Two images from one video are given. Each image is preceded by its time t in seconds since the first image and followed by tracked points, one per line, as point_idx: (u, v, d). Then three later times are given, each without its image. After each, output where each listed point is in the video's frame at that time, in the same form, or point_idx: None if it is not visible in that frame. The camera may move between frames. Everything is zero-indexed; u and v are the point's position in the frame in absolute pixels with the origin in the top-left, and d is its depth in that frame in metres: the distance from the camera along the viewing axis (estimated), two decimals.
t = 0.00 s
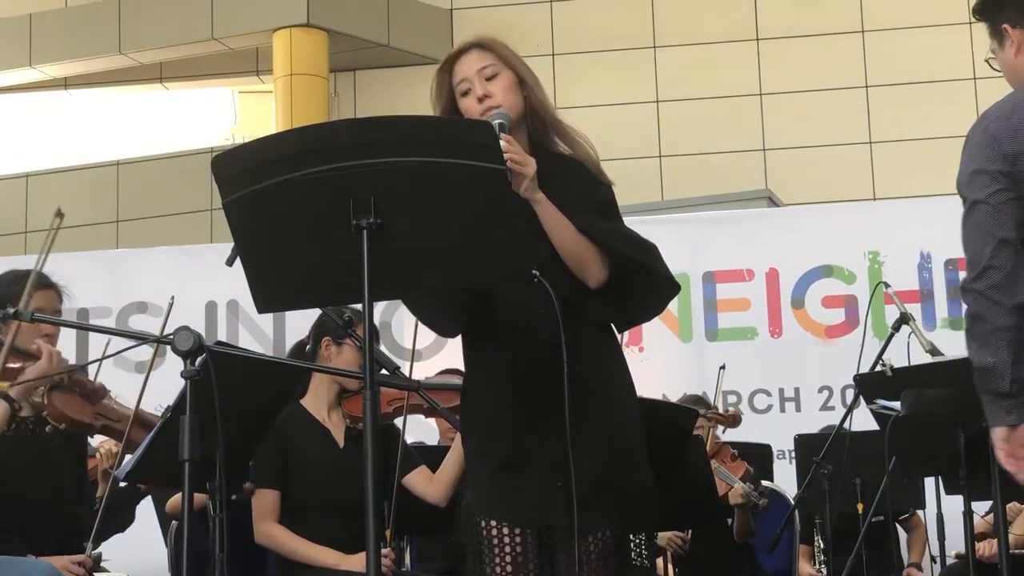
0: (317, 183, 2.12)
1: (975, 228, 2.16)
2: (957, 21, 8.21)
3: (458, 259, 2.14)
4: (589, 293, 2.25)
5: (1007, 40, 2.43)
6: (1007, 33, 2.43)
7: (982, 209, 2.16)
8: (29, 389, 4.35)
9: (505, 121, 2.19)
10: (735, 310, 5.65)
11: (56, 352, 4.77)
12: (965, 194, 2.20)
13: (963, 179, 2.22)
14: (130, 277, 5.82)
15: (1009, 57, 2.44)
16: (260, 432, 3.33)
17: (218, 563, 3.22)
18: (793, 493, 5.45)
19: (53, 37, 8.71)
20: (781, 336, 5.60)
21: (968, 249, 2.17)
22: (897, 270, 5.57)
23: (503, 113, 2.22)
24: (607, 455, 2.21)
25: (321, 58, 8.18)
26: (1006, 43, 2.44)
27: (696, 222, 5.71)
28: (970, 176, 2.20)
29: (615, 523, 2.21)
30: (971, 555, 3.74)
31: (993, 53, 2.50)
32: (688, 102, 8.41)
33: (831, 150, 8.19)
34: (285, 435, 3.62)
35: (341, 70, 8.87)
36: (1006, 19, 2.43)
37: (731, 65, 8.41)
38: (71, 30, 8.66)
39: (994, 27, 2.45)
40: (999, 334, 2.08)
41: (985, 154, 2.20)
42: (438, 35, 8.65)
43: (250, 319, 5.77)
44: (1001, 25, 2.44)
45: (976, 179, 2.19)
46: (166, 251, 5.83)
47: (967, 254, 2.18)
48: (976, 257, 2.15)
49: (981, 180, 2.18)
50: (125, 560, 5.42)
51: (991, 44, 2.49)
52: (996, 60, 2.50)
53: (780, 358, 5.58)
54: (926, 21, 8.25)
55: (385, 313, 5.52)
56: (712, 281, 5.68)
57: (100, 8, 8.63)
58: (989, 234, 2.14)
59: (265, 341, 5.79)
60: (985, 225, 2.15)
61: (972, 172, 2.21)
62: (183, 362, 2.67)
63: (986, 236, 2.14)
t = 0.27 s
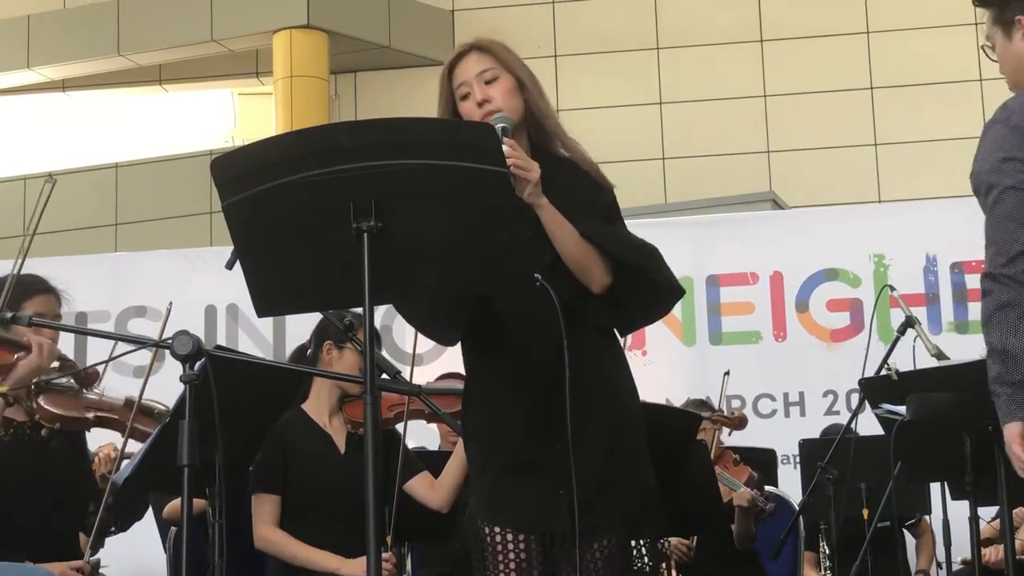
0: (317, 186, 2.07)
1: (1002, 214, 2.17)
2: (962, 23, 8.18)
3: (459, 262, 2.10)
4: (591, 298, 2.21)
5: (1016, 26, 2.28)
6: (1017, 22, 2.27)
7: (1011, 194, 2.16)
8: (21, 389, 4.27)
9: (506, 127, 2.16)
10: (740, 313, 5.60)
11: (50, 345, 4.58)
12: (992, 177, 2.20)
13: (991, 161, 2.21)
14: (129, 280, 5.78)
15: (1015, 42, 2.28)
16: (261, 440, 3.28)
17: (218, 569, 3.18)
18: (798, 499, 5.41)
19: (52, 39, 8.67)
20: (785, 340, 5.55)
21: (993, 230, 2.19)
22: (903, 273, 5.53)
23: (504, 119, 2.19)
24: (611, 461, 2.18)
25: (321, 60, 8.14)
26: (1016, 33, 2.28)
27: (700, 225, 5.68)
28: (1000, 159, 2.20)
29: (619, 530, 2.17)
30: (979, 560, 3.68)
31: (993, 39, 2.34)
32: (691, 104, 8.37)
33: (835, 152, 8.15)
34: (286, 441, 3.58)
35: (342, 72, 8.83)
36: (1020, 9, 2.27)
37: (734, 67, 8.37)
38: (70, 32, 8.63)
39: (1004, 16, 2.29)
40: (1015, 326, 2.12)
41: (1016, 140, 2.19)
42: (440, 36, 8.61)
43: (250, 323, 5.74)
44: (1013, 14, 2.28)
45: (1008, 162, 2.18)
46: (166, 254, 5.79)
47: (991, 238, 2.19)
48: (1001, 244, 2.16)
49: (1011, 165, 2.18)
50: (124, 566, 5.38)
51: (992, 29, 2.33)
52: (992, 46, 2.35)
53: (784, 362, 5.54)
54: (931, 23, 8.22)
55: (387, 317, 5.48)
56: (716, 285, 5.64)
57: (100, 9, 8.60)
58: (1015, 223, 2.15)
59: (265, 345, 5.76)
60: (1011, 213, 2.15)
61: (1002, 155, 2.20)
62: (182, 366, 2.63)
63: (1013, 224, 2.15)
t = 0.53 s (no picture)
0: (317, 190, 2.05)
1: (995, 224, 2.22)
2: (965, 25, 8.16)
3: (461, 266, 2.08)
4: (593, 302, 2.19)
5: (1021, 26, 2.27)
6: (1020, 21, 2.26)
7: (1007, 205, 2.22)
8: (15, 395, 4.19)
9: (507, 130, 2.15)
10: (743, 318, 5.58)
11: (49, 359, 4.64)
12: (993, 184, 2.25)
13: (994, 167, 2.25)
14: (129, 285, 5.76)
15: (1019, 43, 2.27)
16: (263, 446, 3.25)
17: None
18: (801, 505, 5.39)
19: (51, 43, 8.67)
20: (788, 345, 5.53)
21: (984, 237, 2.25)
22: (906, 278, 5.51)
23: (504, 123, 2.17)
24: (614, 465, 2.16)
25: (321, 64, 8.12)
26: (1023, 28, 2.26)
27: (703, 229, 5.65)
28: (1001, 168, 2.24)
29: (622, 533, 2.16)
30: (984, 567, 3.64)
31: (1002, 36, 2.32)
32: (694, 108, 8.34)
33: (838, 156, 8.13)
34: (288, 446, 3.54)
35: (342, 76, 8.82)
36: None
37: (737, 70, 8.35)
38: (70, 36, 8.62)
39: None
40: (993, 336, 2.19)
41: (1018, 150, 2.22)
42: (441, 40, 8.60)
43: (251, 328, 5.72)
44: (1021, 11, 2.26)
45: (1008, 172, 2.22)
46: (166, 259, 5.77)
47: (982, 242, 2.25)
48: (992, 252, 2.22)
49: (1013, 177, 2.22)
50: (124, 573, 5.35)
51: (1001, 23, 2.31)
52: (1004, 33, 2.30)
53: (787, 367, 5.51)
54: (935, 26, 8.19)
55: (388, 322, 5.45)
56: (719, 289, 5.61)
57: (100, 14, 8.59)
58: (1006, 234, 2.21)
59: (266, 350, 5.74)
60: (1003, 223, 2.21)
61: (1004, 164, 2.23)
62: (182, 371, 2.60)
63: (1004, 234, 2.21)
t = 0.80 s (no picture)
0: (318, 193, 2.04)
1: (993, 235, 2.33)
2: (967, 27, 8.15)
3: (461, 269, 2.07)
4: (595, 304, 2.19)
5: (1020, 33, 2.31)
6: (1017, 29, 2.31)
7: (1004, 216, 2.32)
8: (12, 396, 4.07)
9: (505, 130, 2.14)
10: (744, 320, 5.56)
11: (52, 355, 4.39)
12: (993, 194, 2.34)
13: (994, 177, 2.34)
14: (129, 288, 5.75)
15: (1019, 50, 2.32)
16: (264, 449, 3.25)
17: None
18: (803, 508, 5.38)
19: (50, 45, 8.65)
20: (790, 348, 5.51)
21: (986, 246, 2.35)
22: (908, 280, 5.49)
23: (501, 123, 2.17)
24: (616, 469, 2.15)
25: (321, 66, 8.11)
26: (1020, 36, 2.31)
27: (704, 232, 5.64)
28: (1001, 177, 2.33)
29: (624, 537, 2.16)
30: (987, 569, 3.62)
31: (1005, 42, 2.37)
32: (695, 110, 8.33)
33: (840, 158, 8.12)
34: (289, 449, 3.54)
35: (342, 78, 8.80)
36: None
37: (738, 72, 8.34)
38: (69, 39, 8.62)
39: None
40: (993, 342, 2.32)
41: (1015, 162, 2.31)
42: (442, 42, 8.59)
43: (251, 331, 5.71)
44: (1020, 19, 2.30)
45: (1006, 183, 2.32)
46: (166, 262, 5.76)
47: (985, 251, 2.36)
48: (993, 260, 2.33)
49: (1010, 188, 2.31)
50: None
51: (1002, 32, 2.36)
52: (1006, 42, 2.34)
53: (789, 370, 5.49)
54: (937, 27, 8.18)
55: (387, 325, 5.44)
56: (720, 292, 5.60)
57: (99, 16, 8.58)
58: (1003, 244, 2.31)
59: (266, 354, 5.73)
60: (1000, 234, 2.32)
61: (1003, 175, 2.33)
62: (182, 374, 2.59)
63: (1001, 243, 2.31)
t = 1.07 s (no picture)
0: (319, 195, 2.05)
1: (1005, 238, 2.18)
2: (967, 28, 8.15)
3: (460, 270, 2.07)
4: (591, 298, 2.17)
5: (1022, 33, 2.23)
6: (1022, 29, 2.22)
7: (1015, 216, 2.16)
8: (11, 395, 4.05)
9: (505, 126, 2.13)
10: (744, 322, 5.56)
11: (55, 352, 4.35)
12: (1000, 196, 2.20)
13: (1000, 178, 2.21)
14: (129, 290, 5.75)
15: None
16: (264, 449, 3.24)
17: None
18: (803, 509, 5.38)
19: (50, 47, 8.66)
20: (791, 349, 5.51)
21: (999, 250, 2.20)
22: (908, 281, 5.50)
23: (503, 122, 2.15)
24: (616, 468, 2.16)
25: (321, 68, 8.11)
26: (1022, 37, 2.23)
27: (704, 232, 5.64)
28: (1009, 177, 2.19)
29: (624, 536, 2.17)
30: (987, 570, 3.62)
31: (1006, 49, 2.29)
32: (695, 111, 8.34)
33: (840, 159, 8.12)
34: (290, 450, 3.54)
35: (342, 80, 8.81)
36: None
37: (739, 73, 8.34)
38: (70, 41, 8.62)
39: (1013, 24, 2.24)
40: (1012, 350, 2.16)
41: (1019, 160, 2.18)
42: (442, 43, 8.59)
43: (251, 333, 5.71)
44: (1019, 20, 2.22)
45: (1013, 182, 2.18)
46: (167, 264, 5.76)
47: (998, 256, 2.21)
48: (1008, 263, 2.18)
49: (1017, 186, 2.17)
50: None
51: (1003, 38, 2.28)
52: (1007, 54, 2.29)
53: (790, 371, 5.49)
54: (937, 28, 8.18)
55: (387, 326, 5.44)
56: (720, 293, 5.60)
57: (100, 17, 8.59)
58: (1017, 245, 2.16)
59: (267, 355, 5.73)
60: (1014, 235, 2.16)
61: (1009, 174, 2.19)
62: (182, 376, 2.59)
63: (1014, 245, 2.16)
